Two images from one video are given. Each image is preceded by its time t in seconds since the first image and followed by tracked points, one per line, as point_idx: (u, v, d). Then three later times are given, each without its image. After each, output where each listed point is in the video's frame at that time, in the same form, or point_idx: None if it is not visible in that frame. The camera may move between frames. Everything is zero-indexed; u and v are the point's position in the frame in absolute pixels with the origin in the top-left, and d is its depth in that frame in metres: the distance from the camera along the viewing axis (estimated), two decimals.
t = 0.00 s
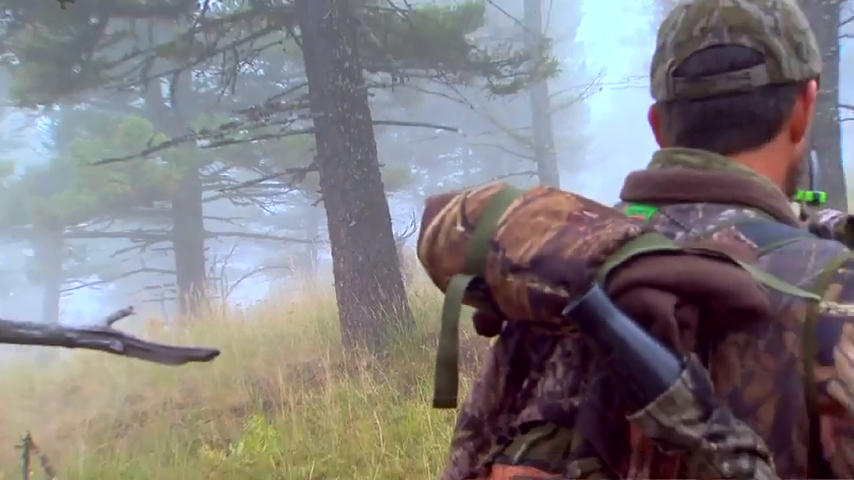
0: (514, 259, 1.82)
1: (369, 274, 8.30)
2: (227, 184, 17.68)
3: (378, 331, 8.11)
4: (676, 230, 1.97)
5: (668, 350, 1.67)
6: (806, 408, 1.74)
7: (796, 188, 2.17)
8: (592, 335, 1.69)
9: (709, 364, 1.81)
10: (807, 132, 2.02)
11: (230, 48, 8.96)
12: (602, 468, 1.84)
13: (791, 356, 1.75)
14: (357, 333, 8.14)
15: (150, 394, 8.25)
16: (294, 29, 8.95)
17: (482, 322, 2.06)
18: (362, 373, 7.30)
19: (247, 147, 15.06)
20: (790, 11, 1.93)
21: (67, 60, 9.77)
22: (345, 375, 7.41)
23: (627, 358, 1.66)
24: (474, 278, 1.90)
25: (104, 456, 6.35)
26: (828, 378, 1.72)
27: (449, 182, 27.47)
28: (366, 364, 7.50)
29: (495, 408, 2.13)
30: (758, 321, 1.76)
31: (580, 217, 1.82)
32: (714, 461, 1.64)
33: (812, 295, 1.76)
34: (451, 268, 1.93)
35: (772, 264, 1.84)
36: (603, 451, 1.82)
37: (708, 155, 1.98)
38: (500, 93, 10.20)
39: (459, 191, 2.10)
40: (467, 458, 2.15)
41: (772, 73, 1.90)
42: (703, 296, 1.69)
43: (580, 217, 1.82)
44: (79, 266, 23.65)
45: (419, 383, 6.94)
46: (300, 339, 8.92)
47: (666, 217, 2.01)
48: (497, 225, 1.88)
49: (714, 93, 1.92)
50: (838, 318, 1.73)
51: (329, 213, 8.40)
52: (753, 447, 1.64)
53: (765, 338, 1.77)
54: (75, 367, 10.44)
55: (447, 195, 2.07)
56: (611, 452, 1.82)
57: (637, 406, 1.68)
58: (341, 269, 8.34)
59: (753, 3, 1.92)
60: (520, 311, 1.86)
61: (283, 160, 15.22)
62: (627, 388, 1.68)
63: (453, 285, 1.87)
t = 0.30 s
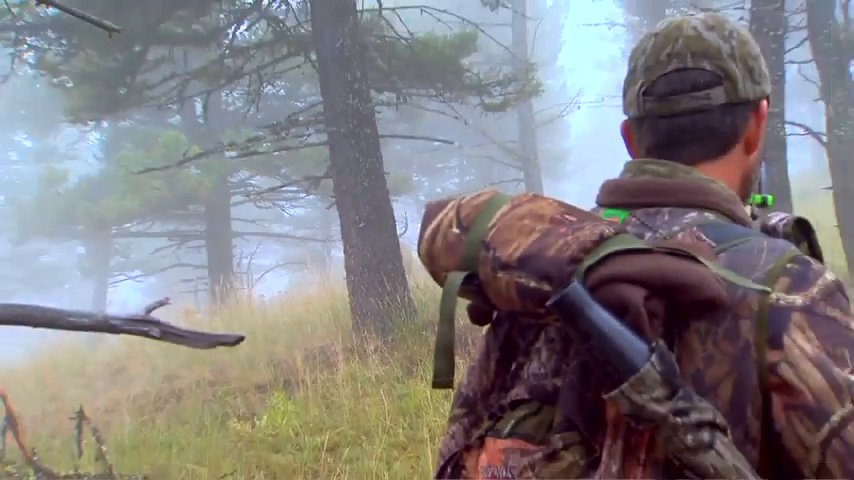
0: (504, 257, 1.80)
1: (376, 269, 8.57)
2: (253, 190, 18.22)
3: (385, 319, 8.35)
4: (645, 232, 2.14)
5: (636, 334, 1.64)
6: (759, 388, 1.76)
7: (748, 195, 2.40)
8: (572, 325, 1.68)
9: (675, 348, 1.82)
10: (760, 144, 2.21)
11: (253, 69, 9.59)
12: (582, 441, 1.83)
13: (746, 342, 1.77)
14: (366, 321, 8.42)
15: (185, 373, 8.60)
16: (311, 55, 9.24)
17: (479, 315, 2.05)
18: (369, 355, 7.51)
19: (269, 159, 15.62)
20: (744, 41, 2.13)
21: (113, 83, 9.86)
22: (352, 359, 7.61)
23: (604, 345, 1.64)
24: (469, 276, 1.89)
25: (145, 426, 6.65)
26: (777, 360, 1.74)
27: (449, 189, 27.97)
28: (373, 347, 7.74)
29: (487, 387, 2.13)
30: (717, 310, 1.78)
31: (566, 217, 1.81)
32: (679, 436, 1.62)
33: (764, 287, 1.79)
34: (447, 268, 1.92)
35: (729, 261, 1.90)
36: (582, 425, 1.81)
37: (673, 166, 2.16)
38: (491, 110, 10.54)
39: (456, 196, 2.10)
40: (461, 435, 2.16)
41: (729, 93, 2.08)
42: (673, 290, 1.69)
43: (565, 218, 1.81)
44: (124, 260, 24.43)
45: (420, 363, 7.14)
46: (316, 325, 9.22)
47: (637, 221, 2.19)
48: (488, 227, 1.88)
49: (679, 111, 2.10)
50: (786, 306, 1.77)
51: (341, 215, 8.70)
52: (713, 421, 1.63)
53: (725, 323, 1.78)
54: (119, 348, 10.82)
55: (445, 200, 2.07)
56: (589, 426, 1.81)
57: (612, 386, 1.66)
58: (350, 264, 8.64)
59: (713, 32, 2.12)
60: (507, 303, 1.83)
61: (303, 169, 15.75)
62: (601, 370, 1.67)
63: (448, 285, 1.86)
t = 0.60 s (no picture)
0: (501, 251, 1.92)
1: (381, 266, 8.79)
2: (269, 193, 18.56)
3: (390, 313, 8.56)
4: (630, 228, 2.15)
5: (626, 322, 1.79)
6: (742, 369, 1.85)
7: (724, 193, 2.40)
8: (567, 312, 1.80)
9: (659, 335, 1.91)
10: (736, 151, 2.23)
11: (269, 84, 9.67)
12: (573, 421, 1.95)
13: (728, 326, 1.86)
14: (371, 313, 8.66)
15: (207, 359, 8.89)
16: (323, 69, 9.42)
17: (474, 304, 2.15)
18: (375, 343, 7.69)
19: (283, 165, 15.94)
20: (724, 56, 2.15)
21: (141, 95, 9.91)
22: (358, 347, 7.82)
23: (596, 333, 1.77)
24: (468, 268, 2.00)
25: (170, 407, 6.85)
26: (756, 340, 1.85)
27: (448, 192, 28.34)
28: (378, 336, 7.91)
29: (483, 372, 2.20)
30: (699, 298, 1.87)
31: (558, 214, 1.93)
32: (664, 415, 1.75)
33: (741, 276, 1.89)
34: (448, 261, 2.04)
35: (707, 252, 1.99)
36: (574, 406, 1.93)
37: (654, 167, 2.18)
38: (485, 120, 10.79)
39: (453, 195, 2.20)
40: (459, 416, 2.24)
41: (709, 104, 2.11)
42: (656, 280, 1.81)
43: (557, 215, 1.93)
44: (150, 258, 24.92)
45: (422, 352, 7.30)
46: (326, 316, 9.49)
47: (622, 218, 2.19)
48: (485, 224, 1.99)
49: (662, 119, 2.12)
50: (766, 291, 1.87)
51: (350, 215, 8.92)
52: (695, 402, 1.76)
53: (707, 308, 1.88)
54: (146, 337, 11.10)
55: (443, 199, 2.18)
56: (580, 407, 1.93)
57: (606, 369, 1.79)
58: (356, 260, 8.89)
59: (695, 46, 2.13)
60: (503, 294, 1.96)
61: (314, 174, 16.10)
62: (594, 355, 1.80)
63: (449, 279, 1.98)
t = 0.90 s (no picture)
0: (506, 241, 1.98)
1: (386, 263, 8.93)
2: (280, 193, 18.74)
3: (396, 307, 8.69)
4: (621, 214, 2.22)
5: (637, 305, 1.86)
6: (744, 339, 1.99)
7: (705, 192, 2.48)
8: (582, 294, 1.85)
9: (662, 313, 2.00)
10: (719, 151, 2.32)
11: (281, 91, 9.76)
12: (582, 398, 1.98)
13: (729, 297, 1.99)
14: (376, 308, 8.80)
15: (222, 350, 9.09)
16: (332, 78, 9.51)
17: (477, 294, 2.18)
18: (381, 335, 7.81)
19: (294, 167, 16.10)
20: (710, 65, 2.23)
21: (160, 103, 9.98)
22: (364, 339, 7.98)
23: (609, 313, 1.82)
24: (473, 259, 2.05)
25: (188, 395, 7.05)
26: (754, 306, 1.98)
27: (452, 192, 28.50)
28: (384, 329, 8.01)
29: (486, 359, 2.25)
30: (699, 275, 1.99)
31: (557, 205, 2.00)
32: (672, 393, 1.84)
33: (736, 252, 2.00)
34: (452, 254, 2.09)
35: (700, 233, 2.07)
36: (583, 384, 1.97)
37: (643, 159, 2.26)
38: (485, 125, 10.88)
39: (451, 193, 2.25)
40: (464, 401, 2.27)
41: (695, 109, 2.19)
42: (657, 261, 1.89)
43: (557, 206, 2.00)
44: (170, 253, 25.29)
45: (427, 343, 7.37)
46: (333, 309, 9.67)
47: (612, 206, 2.26)
48: (487, 216, 2.04)
49: (650, 123, 2.20)
50: (760, 261, 2.01)
51: (357, 215, 9.05)
52: (700, 380, 1.87)
53: (709, 283, 2.00)
54: (166, 328, 11.31)
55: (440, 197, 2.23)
56: (589, 384, 1.97)
57: (616, 347, 1.85)
58: (362, 256, 9.03)
59: (682, 54, 2.21)
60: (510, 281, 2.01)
61: (324, 175, 16.29)
62: (606, 334, 1.85)
63: (456, 269, 2.03)
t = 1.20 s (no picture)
0: (509, 234, 2.07)
1: (393, 260, 9.10)
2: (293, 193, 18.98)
3: (406, 303, 8.85)
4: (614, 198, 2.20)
5: (644, 284, 1.97)
6: (742, 304, 2.14)
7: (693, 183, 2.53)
8: (593, 274, 1.94)
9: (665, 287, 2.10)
10: (707, 154, 2.41)
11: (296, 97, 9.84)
12: (592, 376, 2.10)
13: (727, 268, 2.12)
14: (386, 304, 8.97)
15: (241, 343, 9.32)
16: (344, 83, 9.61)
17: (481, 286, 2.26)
18: (391, 329, 7.95)
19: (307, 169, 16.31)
20: (702, 72, 2.32)
21: (181, 107, 10.19)
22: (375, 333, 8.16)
23: (619, 292, 1.93)
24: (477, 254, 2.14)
25: (207, 384, 7.26)
26: (751, 271, 2.14)
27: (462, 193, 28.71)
28: (393, 323, 8.15)
29: (491, 346, 2.30)
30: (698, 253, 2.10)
31: (554, 195, 2.11)
32: (680, 370, 1.97)
33: (729, 227, 2.13)
34: (455, 250, 2.19)
35: (691, 212, 2.18)
36: (593, 363, 2.09)
37: (634, 148, 2.29)
38: (491, 129, 11.01)
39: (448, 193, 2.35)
40: (473, 388, 2.32)
41: (686, 113, 2.28)
42: (656, 241, 2.01)
43: (554, 196, 2.11)
44: (190, 251, 25.63)
45: (435, 337, 7.49)
46: (347, 306, 9.90)
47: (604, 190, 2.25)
48: (488, 211, 2.14)
49: (643, 125, 2.28)
50: (749, 227, 2.17)
51: (369, 214, 9.21)
52: (705, 357, 2.00)
53: (709, 257, 2.12)
54: (186, 323, 11.57)
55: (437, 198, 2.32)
56: (598, 362, 2.09)
57: (626, 325, 1.96)
58: (373, 254, 9.19)
59: (676, 60, 2.30)
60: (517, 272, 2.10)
61: (336, 176, 16.50)
62: (616, 312, 1.96)
63: (463, 264, 2.12)
